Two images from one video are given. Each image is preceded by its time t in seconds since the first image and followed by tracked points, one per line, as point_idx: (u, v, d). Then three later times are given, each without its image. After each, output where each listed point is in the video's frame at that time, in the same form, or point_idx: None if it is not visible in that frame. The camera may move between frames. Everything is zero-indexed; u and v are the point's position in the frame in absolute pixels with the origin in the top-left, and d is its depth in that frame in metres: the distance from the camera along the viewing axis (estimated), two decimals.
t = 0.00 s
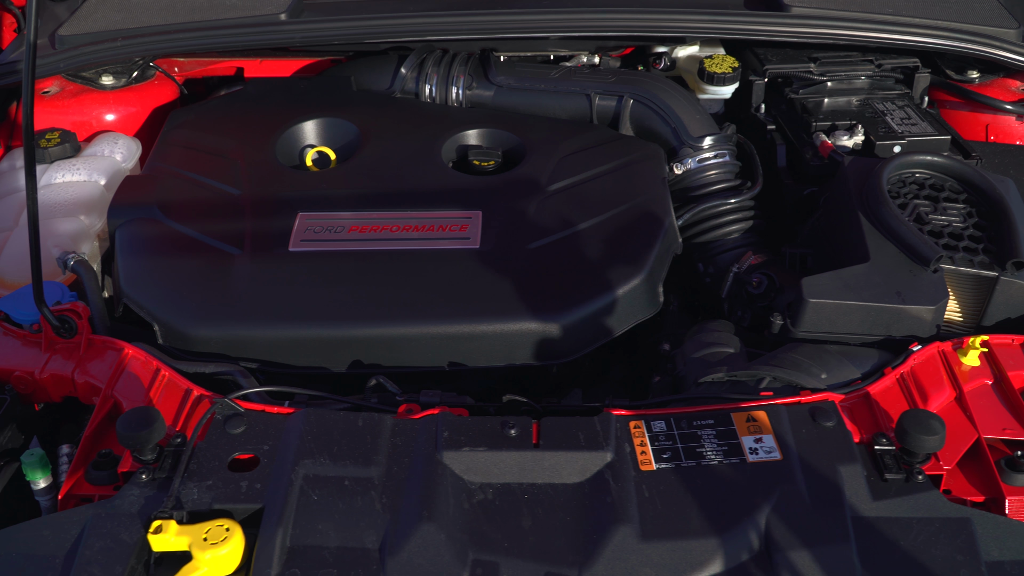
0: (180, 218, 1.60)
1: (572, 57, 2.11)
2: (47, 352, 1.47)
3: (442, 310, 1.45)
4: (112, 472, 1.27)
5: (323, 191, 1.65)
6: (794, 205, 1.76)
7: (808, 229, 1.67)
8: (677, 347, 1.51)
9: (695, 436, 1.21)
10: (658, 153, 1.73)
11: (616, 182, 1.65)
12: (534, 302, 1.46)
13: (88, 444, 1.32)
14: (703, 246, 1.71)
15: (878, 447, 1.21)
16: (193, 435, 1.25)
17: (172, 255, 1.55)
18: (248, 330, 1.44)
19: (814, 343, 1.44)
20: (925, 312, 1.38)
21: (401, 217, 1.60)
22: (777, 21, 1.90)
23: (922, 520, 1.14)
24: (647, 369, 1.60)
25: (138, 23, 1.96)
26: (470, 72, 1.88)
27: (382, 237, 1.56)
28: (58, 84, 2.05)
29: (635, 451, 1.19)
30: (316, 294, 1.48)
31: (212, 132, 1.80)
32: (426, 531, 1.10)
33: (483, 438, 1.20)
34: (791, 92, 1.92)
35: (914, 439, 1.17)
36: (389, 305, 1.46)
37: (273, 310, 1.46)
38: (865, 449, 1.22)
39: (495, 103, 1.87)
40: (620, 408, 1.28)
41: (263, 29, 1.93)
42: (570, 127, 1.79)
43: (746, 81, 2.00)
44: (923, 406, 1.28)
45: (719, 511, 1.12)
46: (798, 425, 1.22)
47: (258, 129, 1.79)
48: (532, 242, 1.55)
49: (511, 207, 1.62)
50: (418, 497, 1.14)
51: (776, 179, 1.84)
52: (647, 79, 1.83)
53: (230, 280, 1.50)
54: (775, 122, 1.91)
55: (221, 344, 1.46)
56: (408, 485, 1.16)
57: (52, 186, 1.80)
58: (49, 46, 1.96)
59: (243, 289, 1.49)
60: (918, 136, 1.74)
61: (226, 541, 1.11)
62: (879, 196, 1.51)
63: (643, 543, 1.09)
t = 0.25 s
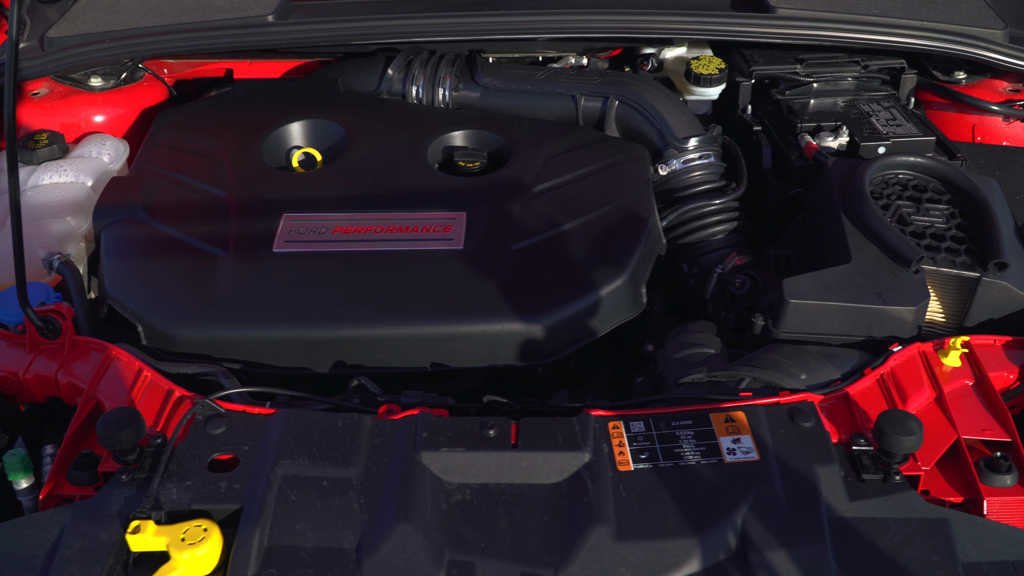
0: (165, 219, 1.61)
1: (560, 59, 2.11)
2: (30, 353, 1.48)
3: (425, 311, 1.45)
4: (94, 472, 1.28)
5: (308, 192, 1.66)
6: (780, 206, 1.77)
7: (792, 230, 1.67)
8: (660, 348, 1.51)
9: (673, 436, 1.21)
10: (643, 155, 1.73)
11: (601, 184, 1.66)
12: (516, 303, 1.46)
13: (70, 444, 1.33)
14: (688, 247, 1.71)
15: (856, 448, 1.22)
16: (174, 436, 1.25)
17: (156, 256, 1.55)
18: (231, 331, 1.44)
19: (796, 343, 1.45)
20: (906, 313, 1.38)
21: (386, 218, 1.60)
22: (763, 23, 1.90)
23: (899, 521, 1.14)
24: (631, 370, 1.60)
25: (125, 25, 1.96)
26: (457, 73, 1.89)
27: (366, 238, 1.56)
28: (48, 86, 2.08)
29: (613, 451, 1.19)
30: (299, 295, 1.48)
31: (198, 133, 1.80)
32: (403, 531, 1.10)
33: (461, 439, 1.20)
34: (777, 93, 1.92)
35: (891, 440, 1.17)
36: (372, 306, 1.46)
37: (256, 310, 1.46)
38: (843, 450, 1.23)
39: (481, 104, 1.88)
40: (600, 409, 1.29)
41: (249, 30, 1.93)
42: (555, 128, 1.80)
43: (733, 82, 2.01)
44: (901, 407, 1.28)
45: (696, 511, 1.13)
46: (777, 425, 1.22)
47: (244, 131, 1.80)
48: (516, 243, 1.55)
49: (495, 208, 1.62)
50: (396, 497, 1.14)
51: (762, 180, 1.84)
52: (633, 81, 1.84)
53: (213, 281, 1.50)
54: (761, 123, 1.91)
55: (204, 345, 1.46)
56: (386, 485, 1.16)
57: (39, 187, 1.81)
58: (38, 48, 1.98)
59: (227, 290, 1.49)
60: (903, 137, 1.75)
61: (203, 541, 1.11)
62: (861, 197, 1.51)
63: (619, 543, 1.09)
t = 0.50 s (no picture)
0: (149, 221, 1.61)
1: (547, 61, 2.11)
2: (13, 354, 1.48)
3: (407, 312, 1.45)
4: (74, 473, 1.28)
5: (292, 194, 1.66)
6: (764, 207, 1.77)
7: (776, 232, 1.67)
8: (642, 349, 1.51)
9: (651, 438, 1.21)
10: (628, 156, 1.74)
11: (585, 185, 1.66)
12: (497, 305, 1.46)
13: (51, 445, 1.33)
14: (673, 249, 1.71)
15: (833, 449, 1.22)
16: (153, 437, 1.25)
17: (139, 258, 1.55)
18: (213, 333, 1.45)
19: (777, 345, 1.45)
20: (886, 314, 1.38)
21: (369, 220, 1.60)
22: (748, 25, 1.90)
23: (875, 522, 1.14)
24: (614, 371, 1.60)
25: (112, 27, 1.96)
26: (442, 75, 1.89)
27: (349, 239, 1.57)
28: (37, 88, 2.10)
29: (590, 453, 1.20)
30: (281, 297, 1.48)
31: (184, 135, 1.80)
32: (379, 532, 1.10)
33: (439, 440, 1.21)
34: (763, 95, 1.93)
35: (868, 441, 1.17)
36: (354, 308, 1.46)
37: (238, 312, 1.46)
38: (821, 451, 1.23)
39: (467, 106, 1.88)
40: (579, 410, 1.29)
41: (235, 32, 1.93)
42: (541, 129, 1.80)
43: (720, 84, 2.01)
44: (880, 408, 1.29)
45: (672, 512, 1.13)
46: (755, 427, 1.23)
47: (229, 133, 1.80)
48: (498, 244, 1.55)
49: (479, 209, 1.62)
50: (373, 499, 1.14)
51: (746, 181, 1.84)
52: (618, 83, 1.84)
53: (196, 283, 1.51)
54: (747, 125, 1.91)
55: (186, 346, 1.47)
56: (364, 486, 1.16)
57: (25, 189, 1.82)
58: (26, 51, 1.98)
59: (209, 292, 1.49)
60: (887, 138, 1.75)
61: (180, 542, 1.12)
62: (843, 199, 1.51)
63: (594, 544, 1.09)
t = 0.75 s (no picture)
0: (137, 222, 1.61)
1: (537, 62, 2.12)
2: None
3: (393, 314, 1.45)
4: (58, 475, 1.29)
5: (280, 196, 1.66)
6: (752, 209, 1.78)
7: (764, 234, 1.68)
8: (628, 350, 1.51)
9: (634, 439, 1.21)
10: (616, 158, 1.74)
11: (572, 187, 1.66)
12: (483, 306, 1.47)
13: (37, 446, 1.33)
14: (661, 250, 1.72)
15: (816, 451, 1.22)
16: (137, 439, 1.25)
17: (127, 260, 1.55)
18: (199, 334, 1.45)
19: (763, 346, 1.45)
20: (871, 316, 1.39)
21: (356, 222, 1.60)
22: (736, 26, 1.90)
23: (857, 523, 1.14)
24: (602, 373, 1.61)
25: (102, 29, 1.97)
26: (431, 77, 1.90)
27: (336, 241, 1.57)
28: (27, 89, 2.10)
29: (573, 454, 1.20)
30: (267, 298, 1.48)
31: (173, 137, 1.81)
32: (361, 533, 1.10)
33: (422, 442, 1.21)
34: (752, 97, 1.93)
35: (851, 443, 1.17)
36: (341, 309, 1.46)
37: (225, 313, 1.47)
38: (804, 452, 1.23)
39: (456, 107, 1.88)
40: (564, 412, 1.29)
41: (225, 34, 1.93)
42: (529, 131, 1.80)
43: (709, 86, 2.01)
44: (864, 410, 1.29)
45: (654, 514, 1.13)
46: (738, 428, 1.23)
47: (218, 134, 1.80)
48: (485, 246, 1.55)
49: (466, 211, 1.62)
50: (355, 500, 1.14)
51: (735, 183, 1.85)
52: (606, 84, 1.85)
53: (183, 284, 1.51)
54: (736, 126, 1.91)
55: (173, 348, 1.47)
56: (346, 488, 1.16)
57: (14, 191, 1.82)
58: (17, 53, 1.99)
59: (196, 293, 1.49)
60: (875, 140, 1.75)
61: (163, 543, 1.12)
62: (829, 201, 1.51)
63: (575, 546, 1.09)
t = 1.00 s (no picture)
0: (126, 223, 1.62)
1: (529, 64, 2.12)
2: None
3: (380, 314, 1.46)
4: (44, 475, 1.29)
5: (270, 197, 1.66)
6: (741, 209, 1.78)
7: (753, 235, 1.68)
8: (615, 350, 1.52)
9: (617, 439, 1.22)
10: (604, 159, 1.74)
11: (560, 188, 1.66)
12: (470, 306, 1.47)
13: (24, 446, 1.34)
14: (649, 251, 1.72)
15: (799, 450, 1.22)
16: (122, 439, 1.26)
17: (115, 260, 1.56)
18: (187, 335, 1.45)
19: (749, 347, 1.45)
20: (856, 316, 1.39)
21: (345, 222, 1.61)
22: (726, 27, 1.90)
23: (839, 523, 1.14)
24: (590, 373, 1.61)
25: (93, 31, 1.97)
26: (421, 78, 1.90)
27: (324, 242, 1.57)
28: (19, 91, 2.11)
29: (556, 454, 1.20)
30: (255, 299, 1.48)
31: (163, 138, 1.81)
32: (343, 533, 1.11)
33: (406, 442, 1.21)
34: (742, 98, 1.93)
35: (833, 442, 1.17)
36: (328, 310, 1.47)
37: (212, 314, 1.47)
38: (787, 452, 1.23)
39: (446, 108, 1.89)
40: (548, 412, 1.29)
41: (216, 35, 1.94)
42: (518, 132, 1.81)
43: (700, 86, 2.01)
44: (848, 410, 1.29)
45: (637, 513, 1.13)
46: (721, 428, 1.23)
47: (208, 135, 1.80)
48: (472, 247, 1.56)
49: (455, 211, 1.63)
50: (338, 499, 1.14)
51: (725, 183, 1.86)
52: (595, 85, 1.85)
53: (171, 285, 1.51)
54: (725, 127, 1.92)
55: (161, 348, 1.47)
56: (330, 488, 1.16)
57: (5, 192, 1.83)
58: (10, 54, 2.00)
59: (184, 294, 1.50)
60: (863, 141, 1.75)
61: (146, 543, 1.12)
62: (815, 202, 1.52)
63: (557, 545, 1.10)
